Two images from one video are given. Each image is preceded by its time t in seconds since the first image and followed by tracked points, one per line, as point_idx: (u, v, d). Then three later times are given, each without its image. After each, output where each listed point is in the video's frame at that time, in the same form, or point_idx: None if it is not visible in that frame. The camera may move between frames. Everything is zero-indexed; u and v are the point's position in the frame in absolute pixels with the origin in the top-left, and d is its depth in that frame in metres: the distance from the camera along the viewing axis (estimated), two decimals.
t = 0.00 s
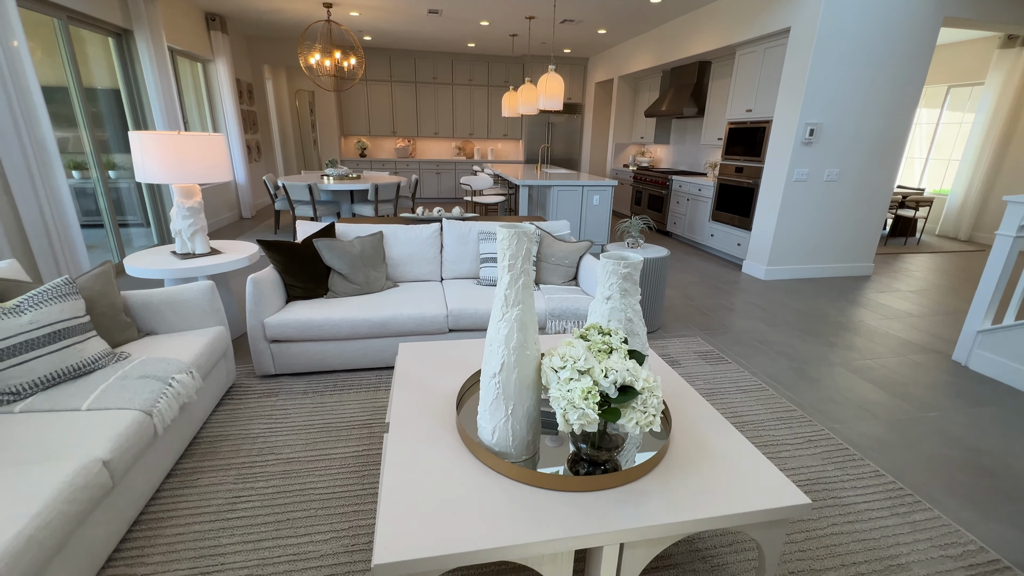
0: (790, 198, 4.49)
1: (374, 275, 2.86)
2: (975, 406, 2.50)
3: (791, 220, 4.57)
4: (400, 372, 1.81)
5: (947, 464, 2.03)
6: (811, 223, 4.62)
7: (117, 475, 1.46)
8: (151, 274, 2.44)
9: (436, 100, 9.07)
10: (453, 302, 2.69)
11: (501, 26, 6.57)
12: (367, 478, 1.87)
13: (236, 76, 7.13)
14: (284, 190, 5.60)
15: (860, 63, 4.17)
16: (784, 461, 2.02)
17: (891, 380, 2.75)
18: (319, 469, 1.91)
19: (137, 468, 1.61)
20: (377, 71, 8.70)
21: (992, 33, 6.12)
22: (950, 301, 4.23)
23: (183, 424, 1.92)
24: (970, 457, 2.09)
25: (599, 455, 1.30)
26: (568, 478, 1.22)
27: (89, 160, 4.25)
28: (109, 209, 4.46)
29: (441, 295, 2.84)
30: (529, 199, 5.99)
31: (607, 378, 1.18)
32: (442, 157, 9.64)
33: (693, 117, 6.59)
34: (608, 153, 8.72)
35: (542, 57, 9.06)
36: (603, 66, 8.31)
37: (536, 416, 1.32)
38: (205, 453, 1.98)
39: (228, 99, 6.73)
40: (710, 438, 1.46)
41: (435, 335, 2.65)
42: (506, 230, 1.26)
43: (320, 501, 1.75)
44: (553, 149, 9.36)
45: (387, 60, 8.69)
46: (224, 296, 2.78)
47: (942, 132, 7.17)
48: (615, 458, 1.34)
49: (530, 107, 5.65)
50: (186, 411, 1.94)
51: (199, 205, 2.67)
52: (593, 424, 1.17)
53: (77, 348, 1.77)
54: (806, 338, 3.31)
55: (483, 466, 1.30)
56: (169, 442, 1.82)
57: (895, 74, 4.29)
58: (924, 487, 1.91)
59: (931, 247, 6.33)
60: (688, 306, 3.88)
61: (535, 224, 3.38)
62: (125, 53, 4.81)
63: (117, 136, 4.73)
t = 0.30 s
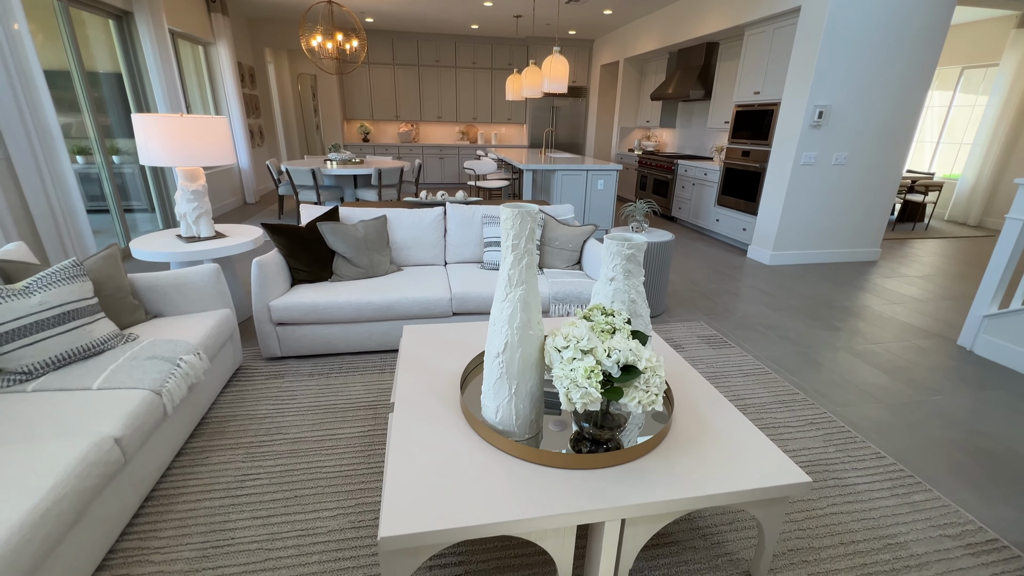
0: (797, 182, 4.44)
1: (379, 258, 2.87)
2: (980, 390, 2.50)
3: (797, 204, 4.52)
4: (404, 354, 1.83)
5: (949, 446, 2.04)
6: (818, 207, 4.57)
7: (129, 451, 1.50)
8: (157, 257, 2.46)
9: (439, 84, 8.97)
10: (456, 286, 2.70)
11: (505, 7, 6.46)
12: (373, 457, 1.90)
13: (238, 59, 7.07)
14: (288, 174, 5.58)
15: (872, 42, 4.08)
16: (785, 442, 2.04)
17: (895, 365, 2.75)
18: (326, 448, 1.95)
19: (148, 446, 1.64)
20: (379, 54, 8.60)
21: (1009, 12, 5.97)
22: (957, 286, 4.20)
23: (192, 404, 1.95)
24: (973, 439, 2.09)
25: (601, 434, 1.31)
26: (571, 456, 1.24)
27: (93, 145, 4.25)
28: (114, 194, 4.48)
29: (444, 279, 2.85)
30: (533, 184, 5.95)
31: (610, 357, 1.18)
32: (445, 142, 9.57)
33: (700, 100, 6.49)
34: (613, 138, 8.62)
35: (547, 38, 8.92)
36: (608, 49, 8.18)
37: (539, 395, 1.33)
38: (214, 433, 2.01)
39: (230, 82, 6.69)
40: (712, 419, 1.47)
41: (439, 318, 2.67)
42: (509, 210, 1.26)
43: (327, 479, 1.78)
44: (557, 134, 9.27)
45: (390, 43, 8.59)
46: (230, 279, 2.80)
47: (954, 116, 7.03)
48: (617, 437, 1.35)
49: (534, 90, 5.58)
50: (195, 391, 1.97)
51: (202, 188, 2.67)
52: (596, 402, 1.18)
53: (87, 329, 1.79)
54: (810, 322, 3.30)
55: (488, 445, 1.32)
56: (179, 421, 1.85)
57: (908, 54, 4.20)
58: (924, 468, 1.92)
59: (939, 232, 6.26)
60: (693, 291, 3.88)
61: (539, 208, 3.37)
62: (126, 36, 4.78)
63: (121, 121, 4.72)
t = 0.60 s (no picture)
0: (804, 168, 4.39)
1: (382, 244, 2.87)
2: (984, 376, 2.49)
3: (804, 191, 4.47)
4: (407, 337, 1.83)
5: (952, 432, 2.04)
6: (825, 194, 4.53)
7: (137, 432, 1.52)
8: (162, 241, 2.47)
9: (442, 68, 8.87)
10: (459, 271, 2.70)
11: None
12: (377, 439, 1.92)
13: (239, 44, 7.00)
14: (290, 160, 5.56)
15: (884, 24, 3.98)
16: (788, 427, 2.04)
17: (899, 351, 2.74)
18: (330, 430, 1.97)
19: (156, 426, 1.66)
20: (382, 38, 8.50)
21: None
22: (964, 274, 4.17)
23: (198, 387, 1.96)
24: (975, 425, 2.10)
25: (604, 416, 1.32)
26: (572, 437, 1.24)
27: (96, 131, 4.24)
28: (118, 181, 4.48)
29: (448, 265, 2.84)
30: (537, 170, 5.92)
31: (612, 339, 1.18)
32: (448, 128, 9.49)
33: (706, 84, 6.39)
34: (618, 123, 8.53)
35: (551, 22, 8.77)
36: (614, 32, 8.04)
37: (541, 378, 1.33)
38: (220, 415, 2.03)
39: (232, 67, 6.64)
40: (715, 402, 1.48)
41: (443, 304, 2.67)
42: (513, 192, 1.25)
43: (332, 460, 1.80)
44: (561, 120, 9.18)
45: (392, 27, 8.48)
46: (234, 264, 2.81)
47: (966, 101, 6.91)
48: (619, 419, 1.36)
49: (538, 75, 5.50)
50: (201, 374, 1.98)
51: (205, 172, 2.66)
52: (598, 383, 1.18)
53: (93, 312, 1.81)
54: (815, 309, 3.29)
55: (491, 426, 1.32)
56: (185, 403, 1.87)
57: (921, 36, 4.11)
58: (926, 453, 1.92)
59: (947, 220, 6.19)
60: (697, 278, 3.86)
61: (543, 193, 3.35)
62: (125, 18, 4.72)
63: (123, 106, 4.70)
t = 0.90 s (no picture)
0: (811, 158, 4.34)
1: (385, 233, 2.86)
2: (989, 367, 2.48)
3: (810, 181, 4.43)
4: (411, 326, 1.84)
5: (956, 422, 2.04)
6: (831, 184, 4.48)
7: (144, 418, 1.53)
8: (166, 230, 2.47)
9: (444, 57, 8.79)
10: (463, 261, 2.69)
11: None
12: (381, 427, 1.93)
13: (241, 32, 6.95)
14: (293, 150, 5.54)
15: (895, 10, 3.91)
16: (791, 417, 2.04)
17: (904, 342, 2.73)
18: (335, 418, 1.98)
19: (162, 413, 1.68)
20: (384, 26, 8.42)
21: None
22: (971, 265, 4.14)
23: (204, 374, 1.98)
24: (980, 415, 2.09)
25: (607, 404, 1.32)
26: (576, 425, 1.25)
27: (99, 121, 4.23)
28: (121, 170, 4.48)
29: (451, 254, 2.84)
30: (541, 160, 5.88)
31: (617, 327, 1.18)
32: (451, 117, 9.43)
33: (712, 72, 6.31)
34: (622, 113, 8.45)
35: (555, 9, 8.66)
36: (619, 20, 7.94)
37: (545, 366, 1.34)
38: (225, 403, 2.05)
39: (233, 56, 6.60)
40: (719, 391, 1.48)
41: (446, 293, 2.67)
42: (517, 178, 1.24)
43: (337, 448, 1.81)
44: (565, 109, 9.10)
45: (394, 14, 8.40)
46: (237, 253, 2.81)
47: (976, 90, 6.80)
48: (622, 407, 1.36)
49: (542, 63, 5.43)
50: (206, 362, 2.00)
51: (208, 161, 2.65)
52: (602, 371, 1.19)
53: (99, 300, 1.82)
54: (819, 300, 3.28)
55: (495, 414, 1.33)
56: (191, 391, 1.88)
57: (932, 23, 4.03)
58: (929, 443, 1.92)
59: (955, 210, 6.14)
60: (700, 268, 3.85)
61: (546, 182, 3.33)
62: (127, 7, 4.66)
63: (125, 96, 4.68)
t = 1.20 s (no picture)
0: (816, 151, 4.31)
1: (388, 225, 2.86)
2: (995, 361, 2.47)
3: (815, 174, 4.40)
4: (416, 317, 1.84)
5: (961, 415, 2.03)
6: (836, 177, 4.45)
7: (149, 408, 1.53)
8: (169, 221, 2.47)
9: (447, 49, 8.74)
10: (466, 253, 2.69)
11: None
12: (385, 418, 1.94)
13: (243, 24, 6.92)
14: (295, 142, 5.53)
15: None
16: (795, 410, 2.04)
17: (908, 335, 2.72)
18: (339, 409, 1.99)
19: (168, 404, 1.68)
20: (386, 18, 8.37)
21: None
22: (977, 259, 4.11)
23: (208, 365, 1.98)
24: (984, 408, 2.08)
25: (611, 395, 1.32)
26: (579, 415, 1.25)
27: (102, 113, 4.23)
28: (124, 163, 4.48)
29: (454, 246, 2.84)
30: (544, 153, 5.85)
31: (622, 317, 1.18)
32: (454, 110, 9.38)
33: (717, 65, 6.26)
34: (626, 105, 8.39)
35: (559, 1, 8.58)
36: (623, 11, 7.87)
37: (550, 356, 1.33)
38: (230, 393, 2.06)
39: (236, 49, 6.57)
40: (723, 382, 1.47)
41: (449, 285, 2.67)
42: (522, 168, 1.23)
43: (342, 438, 1.82)
44: (568, 102, 9.04)
45: (397, 6, 8.34)
46: (241, 245, 2.81)
47: (984, 83, 6.73)
48: (627, 398, 1.37)
49: (546, 56, 5.39)
50: (211, 352, 2.00)
51: (211, 152, 2.63)
52: (607, 362, 1.18)
53: (104, 290, 1.82)
54: (824, 293, 3.26)
55: (500, 404, 1.33)
56: (196, 381, 1.89)
57: (941, 14, 3.98)
58: (933, 436, 1.92)
59: (961, 204, 6.09)
60: (704, 261, 3.83)
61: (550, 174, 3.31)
62: None
63: (128, 88, 4.67)
